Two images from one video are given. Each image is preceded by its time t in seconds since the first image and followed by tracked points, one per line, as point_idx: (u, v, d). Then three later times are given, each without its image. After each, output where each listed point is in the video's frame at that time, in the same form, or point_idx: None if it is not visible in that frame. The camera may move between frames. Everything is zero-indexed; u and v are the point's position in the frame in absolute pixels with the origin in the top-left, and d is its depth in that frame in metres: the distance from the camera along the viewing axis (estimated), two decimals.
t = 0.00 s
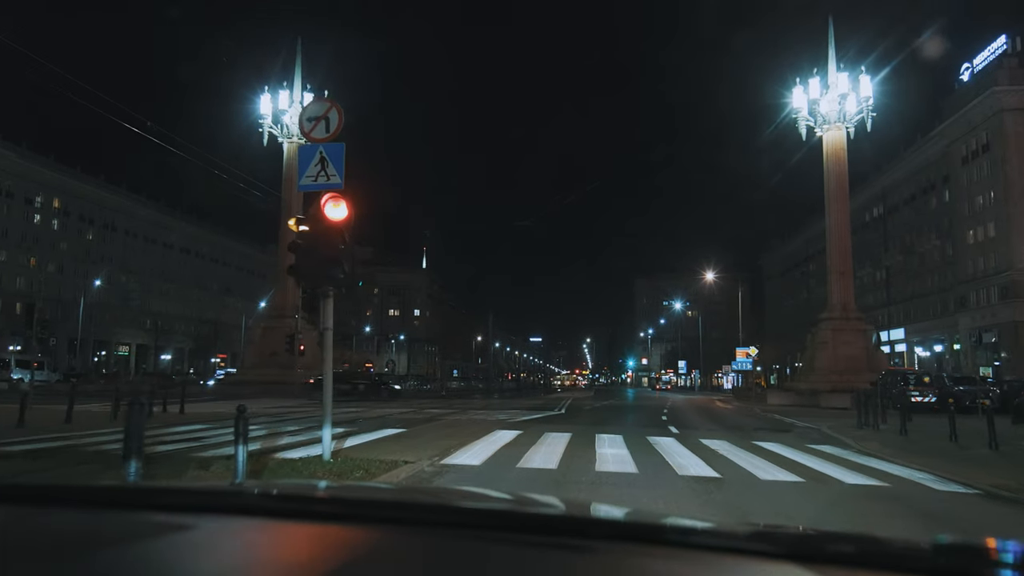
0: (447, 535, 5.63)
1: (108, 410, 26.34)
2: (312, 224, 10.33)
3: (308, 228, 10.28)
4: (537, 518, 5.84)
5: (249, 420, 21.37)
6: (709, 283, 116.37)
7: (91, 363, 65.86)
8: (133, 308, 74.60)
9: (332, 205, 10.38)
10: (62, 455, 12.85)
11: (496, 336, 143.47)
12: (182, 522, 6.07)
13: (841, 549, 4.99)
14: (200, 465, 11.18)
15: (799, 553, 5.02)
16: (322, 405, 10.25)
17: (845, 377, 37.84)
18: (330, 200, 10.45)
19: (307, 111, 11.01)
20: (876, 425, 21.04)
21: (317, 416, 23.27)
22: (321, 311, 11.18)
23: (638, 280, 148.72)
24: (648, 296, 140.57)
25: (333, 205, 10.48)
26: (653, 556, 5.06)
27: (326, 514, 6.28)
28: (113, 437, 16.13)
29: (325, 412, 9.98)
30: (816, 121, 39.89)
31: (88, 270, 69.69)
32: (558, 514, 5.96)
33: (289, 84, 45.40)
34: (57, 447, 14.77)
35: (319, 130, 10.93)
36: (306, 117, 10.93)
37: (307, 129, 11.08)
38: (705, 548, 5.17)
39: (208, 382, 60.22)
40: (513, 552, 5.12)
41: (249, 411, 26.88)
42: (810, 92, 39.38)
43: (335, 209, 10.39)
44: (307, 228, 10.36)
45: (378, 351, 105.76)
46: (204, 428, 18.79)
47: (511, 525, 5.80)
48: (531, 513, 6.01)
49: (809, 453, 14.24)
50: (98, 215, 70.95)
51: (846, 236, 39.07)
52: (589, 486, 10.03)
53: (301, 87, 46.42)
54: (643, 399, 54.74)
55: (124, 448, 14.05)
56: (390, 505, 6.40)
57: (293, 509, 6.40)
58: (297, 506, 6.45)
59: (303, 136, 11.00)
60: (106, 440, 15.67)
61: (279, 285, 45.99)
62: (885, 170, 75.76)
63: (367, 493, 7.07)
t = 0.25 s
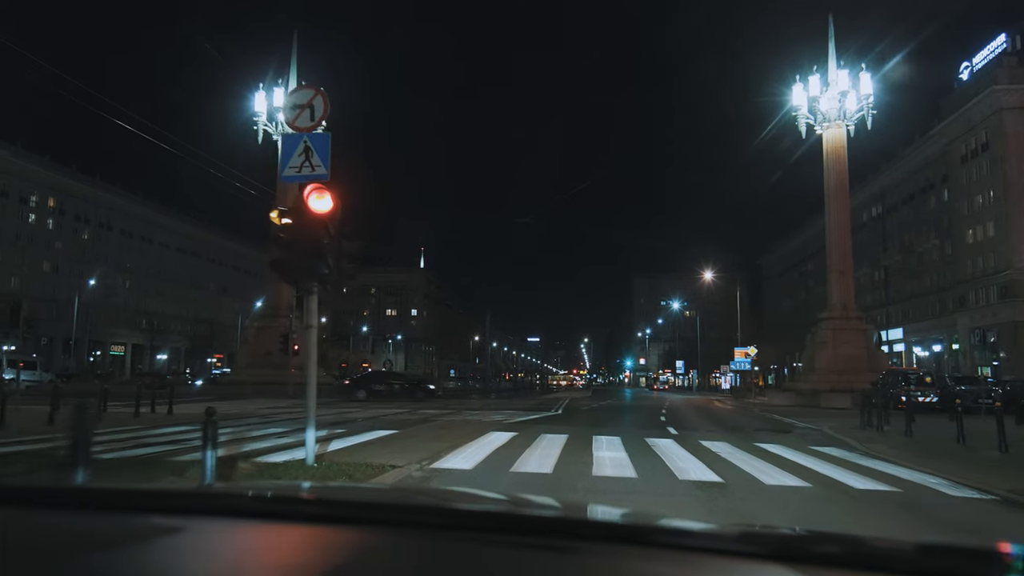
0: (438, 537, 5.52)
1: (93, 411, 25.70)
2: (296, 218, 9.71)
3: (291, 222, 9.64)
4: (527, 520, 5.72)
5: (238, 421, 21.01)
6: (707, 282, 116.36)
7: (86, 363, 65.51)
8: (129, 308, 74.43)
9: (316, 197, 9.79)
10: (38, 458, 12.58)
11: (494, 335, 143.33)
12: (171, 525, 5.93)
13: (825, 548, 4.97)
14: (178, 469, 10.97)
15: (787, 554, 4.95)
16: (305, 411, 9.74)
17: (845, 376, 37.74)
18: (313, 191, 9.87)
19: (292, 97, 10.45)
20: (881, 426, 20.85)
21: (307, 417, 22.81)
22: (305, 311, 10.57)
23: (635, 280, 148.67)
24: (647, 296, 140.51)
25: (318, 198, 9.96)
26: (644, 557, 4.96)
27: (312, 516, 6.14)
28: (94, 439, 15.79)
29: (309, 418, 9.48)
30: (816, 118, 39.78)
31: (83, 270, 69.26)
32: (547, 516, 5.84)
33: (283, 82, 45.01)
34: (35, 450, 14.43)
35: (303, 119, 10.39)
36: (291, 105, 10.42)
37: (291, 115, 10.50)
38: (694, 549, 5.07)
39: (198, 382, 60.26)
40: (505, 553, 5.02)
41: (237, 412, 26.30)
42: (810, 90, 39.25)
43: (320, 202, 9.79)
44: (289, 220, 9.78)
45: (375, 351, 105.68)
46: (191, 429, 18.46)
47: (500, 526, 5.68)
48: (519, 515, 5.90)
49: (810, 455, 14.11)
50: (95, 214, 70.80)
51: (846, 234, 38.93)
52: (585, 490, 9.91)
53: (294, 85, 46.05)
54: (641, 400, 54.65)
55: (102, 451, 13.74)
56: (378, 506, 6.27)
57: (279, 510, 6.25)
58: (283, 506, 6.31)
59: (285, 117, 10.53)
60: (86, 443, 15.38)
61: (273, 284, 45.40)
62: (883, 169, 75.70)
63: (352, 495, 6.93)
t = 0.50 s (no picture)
0: (427, 534, 5.61)
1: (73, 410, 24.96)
2: (269, 209, 9.57)
3: (264, 211, 9.53)
4: (516, 517, 5.86)
5: (218, 421, 20.71)
6: (696, 280, 116.60)
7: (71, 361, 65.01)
8: (114, 306, 73.84)
9: (290, 184, 9.58)
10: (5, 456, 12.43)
11: (483, 333, 143.13)
12: (154, 521, 5.89)
13: (809, 544, 5.14)
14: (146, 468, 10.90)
15: (768, 548, 5.17)
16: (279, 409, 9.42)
17: (834, 374, 37.88)
18: (287, 178, 9.63)
19: (265, 82, 10.07)
20: (874, 425, 20.88)
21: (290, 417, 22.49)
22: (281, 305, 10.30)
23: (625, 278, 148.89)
24: (635, 294, 140.67)
25: (293, 187, 9.67)
26: (639, 552, 5.13)
27: (297, 511, 6.15)
28: (67, 440, 15.52)
29: (282, 416, 9.20)
30: (806, 115, 39.84)
31: (68, 268, 68.72)
32: (534, 514, 5.95)
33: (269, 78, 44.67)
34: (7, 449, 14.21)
35: (277, 103, 9.98)
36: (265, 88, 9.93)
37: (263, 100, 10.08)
38: (683, 545, 5.28)
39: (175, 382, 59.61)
40: (499, 551, 5.13)
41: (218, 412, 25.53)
42: (800, 86, 39.36)
43: (294, 190, 9.57)
44: (263, 211, 9.63)
45: (364, 350, 105.38)
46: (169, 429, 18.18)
47: (487, 523, 5.81)
48: (507, 511, 6.03)
49: (800, 453, 14.17)
50: (79, 211, 70.17)
51: (836, 231, 39.08)
52: (573, 487, 9.93)
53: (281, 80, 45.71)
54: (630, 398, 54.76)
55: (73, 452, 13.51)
56: (361, 503, 6.29)
57: (260, 508, 6.23)
58: (263, 503, 6.29)
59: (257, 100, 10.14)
60: (59, 443, 15.16)
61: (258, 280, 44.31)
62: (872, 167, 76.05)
63: (335, 490, 6.92)
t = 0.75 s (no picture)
0: (412, 535, 5.51)
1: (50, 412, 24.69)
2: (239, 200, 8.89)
3: (235, 203, 8.86)
4: (503, 516, 5.80)
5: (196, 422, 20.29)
6: (683, 280, 116.93)
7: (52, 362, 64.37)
8: (96, 306, 73.05)
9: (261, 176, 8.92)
10: None
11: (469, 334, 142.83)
12: (133, 522, 5.73)
13: (791, 542, 5.16)
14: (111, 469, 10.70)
15: (749, 547, 5.20)
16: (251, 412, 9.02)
17: (822, 374, 38.00)
18: (259, 169, 8.97)
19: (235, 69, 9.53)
20: (864, 425, 20.86)
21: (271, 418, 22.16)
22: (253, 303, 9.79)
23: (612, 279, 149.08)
24: (622, 295, 140.93)
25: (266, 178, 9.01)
26: (632, 555, 5.13)
27: (277, 511, 6.02)
28: (40, 443, 15.20)
29: (254, 420, 8.77)
30: (793, 115, 39.96)
31: (48, 267, 68.18)
32: (521, 512, 5.89)
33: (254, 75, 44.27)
34: None
35: (250, 90, 9.46)
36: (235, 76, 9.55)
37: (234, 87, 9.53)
38: (670, 546, 5.29)
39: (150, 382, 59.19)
40: (487, 554, 5.11)
41: (198, 412, 25.49)
42: (788, 86, 39.45)
43: (267, 181, 8.92)
44: (232, 203, 8.92)
45: (350, 350, 104.97)
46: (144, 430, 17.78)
47: (472, 523, 5.72)
48: (493, 510, 5.96)
49: (792, 455, 14.10)
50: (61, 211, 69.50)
51: (823, 231, 39.20)
52: (561, 488, 9.81)
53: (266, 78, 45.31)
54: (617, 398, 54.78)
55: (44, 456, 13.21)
56: (345, 502, 6.18)
57: (238, 508, 6.07)
58: (244, 503, 6.13)
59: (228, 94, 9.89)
60: (31, 446, 14.85)
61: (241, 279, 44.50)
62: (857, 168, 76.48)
63: (316, 490, 6.81)
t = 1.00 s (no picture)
0: (398, 537, 5.41)
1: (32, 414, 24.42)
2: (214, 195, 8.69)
3: (210, 198, 8.63)
4: (489, 518, 5.70)
5: (178, 425, 19.97)
6: (672, 281, 117.17)
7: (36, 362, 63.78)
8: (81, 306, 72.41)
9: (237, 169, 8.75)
10: None
11: (458, 334, 142.58)
12: (115, 526, 5.58)
13: (772, 542, 5.12)
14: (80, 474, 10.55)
15: (729, 548, 5.15)
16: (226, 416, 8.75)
17: (811, 374, 38.10)
18: (235, 162, 8.79)
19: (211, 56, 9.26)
20: (856, 426, 20.82)
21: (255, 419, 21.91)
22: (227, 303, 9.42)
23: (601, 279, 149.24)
24: (611, 295, 141.07)
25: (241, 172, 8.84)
26: (622, 556, 5.06)
27: (260, 513, 5.89)
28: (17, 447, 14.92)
29: (230, 425, 8.51)
30: (782, 115, 40.06)
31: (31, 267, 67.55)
32: (507, 514, 5.80)
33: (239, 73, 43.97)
34: None
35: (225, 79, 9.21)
36: (211, 62, 9.30)
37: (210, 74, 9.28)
38: (655, 545, 5.22)
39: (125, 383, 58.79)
40: (473, 555, 5.03)
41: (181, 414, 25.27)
42: (776, 85, 39.55)
43: (242, 173, 8.76)
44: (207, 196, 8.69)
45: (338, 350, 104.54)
46: (123, 433, 17.45)
47: (458, 525, 5.62)
48: (479, 512, 5.87)
49: (784, 457, 14.04)
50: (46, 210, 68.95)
51: (812, 231, 39.30)
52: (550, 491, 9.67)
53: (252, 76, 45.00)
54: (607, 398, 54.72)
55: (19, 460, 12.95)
56: (329, 504, 6.07)
57: (220, 510, 5.92)
58: (227, 505, 6.00)
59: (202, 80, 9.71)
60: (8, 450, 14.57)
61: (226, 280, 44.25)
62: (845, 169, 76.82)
63: (301, 492, 6.68)
